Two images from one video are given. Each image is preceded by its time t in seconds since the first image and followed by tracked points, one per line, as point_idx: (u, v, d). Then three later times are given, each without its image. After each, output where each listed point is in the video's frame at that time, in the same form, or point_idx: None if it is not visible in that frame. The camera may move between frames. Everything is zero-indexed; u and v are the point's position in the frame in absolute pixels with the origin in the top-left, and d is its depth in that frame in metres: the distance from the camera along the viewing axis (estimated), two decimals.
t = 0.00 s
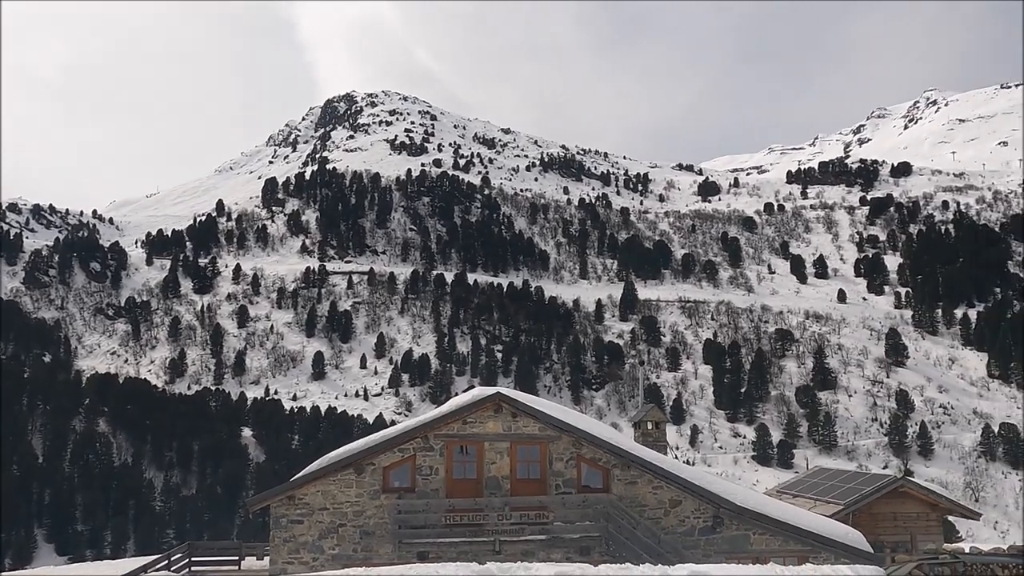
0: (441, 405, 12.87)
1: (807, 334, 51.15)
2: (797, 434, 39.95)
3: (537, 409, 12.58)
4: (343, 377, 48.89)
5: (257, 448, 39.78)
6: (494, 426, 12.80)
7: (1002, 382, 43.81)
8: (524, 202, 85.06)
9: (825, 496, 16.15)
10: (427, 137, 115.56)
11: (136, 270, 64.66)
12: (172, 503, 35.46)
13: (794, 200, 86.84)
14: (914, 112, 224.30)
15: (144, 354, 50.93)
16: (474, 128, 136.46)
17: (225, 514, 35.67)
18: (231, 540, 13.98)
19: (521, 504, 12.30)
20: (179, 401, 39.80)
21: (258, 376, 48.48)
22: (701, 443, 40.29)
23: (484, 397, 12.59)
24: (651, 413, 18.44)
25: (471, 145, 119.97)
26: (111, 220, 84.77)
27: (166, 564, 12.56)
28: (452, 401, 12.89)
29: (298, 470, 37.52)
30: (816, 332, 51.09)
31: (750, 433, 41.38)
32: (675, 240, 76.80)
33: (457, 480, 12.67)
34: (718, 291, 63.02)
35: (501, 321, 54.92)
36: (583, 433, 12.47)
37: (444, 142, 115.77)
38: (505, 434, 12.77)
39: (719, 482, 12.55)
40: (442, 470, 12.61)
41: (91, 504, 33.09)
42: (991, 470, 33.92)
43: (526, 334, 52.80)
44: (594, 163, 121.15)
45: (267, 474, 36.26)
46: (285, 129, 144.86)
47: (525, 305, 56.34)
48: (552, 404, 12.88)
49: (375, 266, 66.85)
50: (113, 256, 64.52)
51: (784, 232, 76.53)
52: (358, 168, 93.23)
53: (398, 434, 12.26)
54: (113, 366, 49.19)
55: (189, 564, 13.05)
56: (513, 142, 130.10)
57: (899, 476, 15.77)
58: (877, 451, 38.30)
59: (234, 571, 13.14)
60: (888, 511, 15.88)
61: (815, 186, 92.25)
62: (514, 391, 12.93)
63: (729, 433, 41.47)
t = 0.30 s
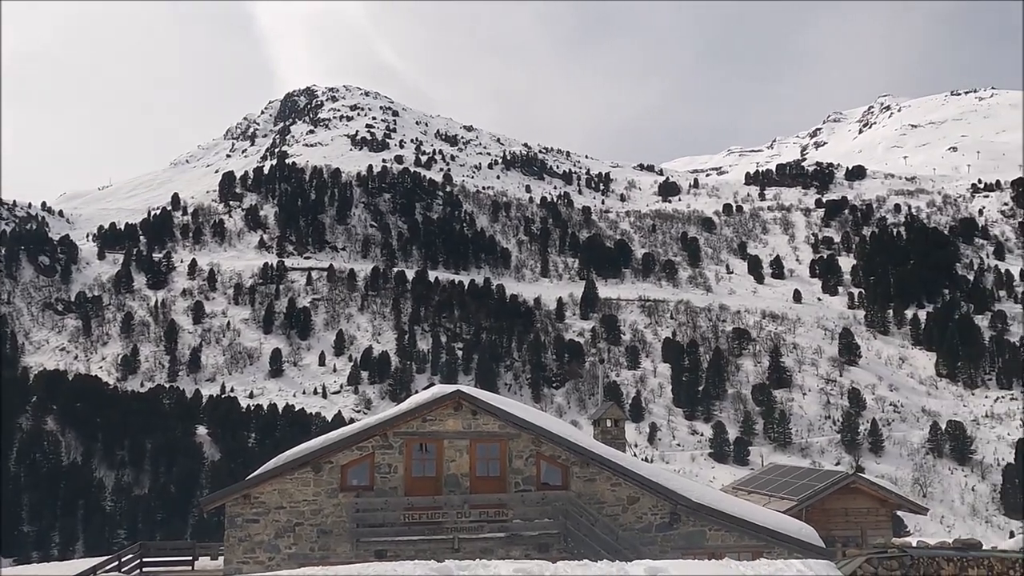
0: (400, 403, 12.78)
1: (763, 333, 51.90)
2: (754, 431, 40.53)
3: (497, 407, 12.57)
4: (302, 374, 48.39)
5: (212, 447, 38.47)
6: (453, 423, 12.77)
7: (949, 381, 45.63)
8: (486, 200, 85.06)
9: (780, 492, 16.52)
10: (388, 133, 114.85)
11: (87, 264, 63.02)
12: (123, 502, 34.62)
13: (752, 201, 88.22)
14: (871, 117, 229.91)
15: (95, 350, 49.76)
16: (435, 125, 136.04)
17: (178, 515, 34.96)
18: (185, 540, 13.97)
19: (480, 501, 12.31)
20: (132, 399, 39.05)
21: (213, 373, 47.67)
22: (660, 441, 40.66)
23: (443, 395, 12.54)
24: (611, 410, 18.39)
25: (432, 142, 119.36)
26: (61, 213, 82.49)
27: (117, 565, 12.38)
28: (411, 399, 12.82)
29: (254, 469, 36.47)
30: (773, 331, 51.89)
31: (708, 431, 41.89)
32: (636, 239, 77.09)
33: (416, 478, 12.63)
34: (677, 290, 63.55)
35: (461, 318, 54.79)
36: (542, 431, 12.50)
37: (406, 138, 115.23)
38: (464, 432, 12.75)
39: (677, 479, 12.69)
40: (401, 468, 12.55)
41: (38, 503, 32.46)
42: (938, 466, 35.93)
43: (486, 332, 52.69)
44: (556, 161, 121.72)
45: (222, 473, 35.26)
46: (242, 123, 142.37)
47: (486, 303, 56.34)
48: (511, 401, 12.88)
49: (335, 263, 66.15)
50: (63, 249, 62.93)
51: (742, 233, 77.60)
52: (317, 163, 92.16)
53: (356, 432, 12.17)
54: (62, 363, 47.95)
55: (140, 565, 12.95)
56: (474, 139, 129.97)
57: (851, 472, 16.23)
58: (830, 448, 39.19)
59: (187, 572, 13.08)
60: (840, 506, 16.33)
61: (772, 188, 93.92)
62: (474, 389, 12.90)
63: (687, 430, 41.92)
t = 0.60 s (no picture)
0: (358, 401, 12.71)
1: (719, 331, 52.67)
2: (709, 428, 41.20)
3: (455, 404, 12.57)
4: (258, 371, 47.78)
5: (165, 447, 37.50)
6: (411, 421, 12.71)
7: (897, 378, 47.01)
8: (447, 197, 85.00)
9: (734, 487, 16.87)
10: (348, 128, 113.99)
11: (34, 258, 61.22)
12: (71, 503, 33.39)
13: (710, 201, 89.49)
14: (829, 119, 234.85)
15: (42, 346, 48.45)
16: (396, 120, 135.25)
17: (130, 517, 33.99)
18: (135, 541, 13.79)
19: (438, 498, 12.31)
20: (81, 398, 37.80)
21: (167, 371, 46.74)
22: (618, 438, 41.00)
23: (401, 392, 12.49)
24: (569, 408, 18.25)
25: (394, 138, 118.58)
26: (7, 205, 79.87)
27: (64, 567, 12.18)
28: (369, 396, 12.75)
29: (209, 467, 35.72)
30: (728, 329, 52.69)
31: (664, 428, 42.40)
32: (596, 238, 77.50)
33: (374, 476, 12.57)
34: (635, 288, 64.15)
35: (421, 315, 54.59)
36: (501, 428, 12.54)
37: (366, 133, 114.36)
38: (423, 430, 12.73)
39: (634, 475, 12.85)
40: (359, 466, 12.48)
41: None
42: (886, 461, 36.98)
43: (446, 329, 52.54)
44: (518, 159, 122.05)
45: (175, 471, 34.25)
46: (199, 115, 139.50)
47: (446, 300, 56.23)
48: (470, 399, 12.87)
49: (292, 258, 65.43)
50: (8, 243, 61.08)
51: (699, 232, 78.66)
52: (276, 157, 90.89)
53: (313, 430, 12.06)
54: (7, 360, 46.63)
55: (88, 567, 12.77)
56: (436, 135, 129.50)
57: (802, 468, 16.70)
58: (783, 444, 40.04)
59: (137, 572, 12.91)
60: (791, 501, 16.75)
61: (729, 188, 95.40)
62: (432, 387, 12.88)
63: (644, 427, 42.35)
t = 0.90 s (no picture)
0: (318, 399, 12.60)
1: (682, 329, 53.21)
2: (671, 425, 41.67)
3: (416, 402, 12.52)
4: (217, 368, 47.05)
5: (120, 445, 36.87)
6: (373, 419, 12.65)
7: (853, 376, 48.13)
8: (411, 193, 84.68)
9: (694, 483, 17.17)
10: (312, 123, 112.77)
11: None
12: (21, 504, 32.07)
13: (673, 200, 90.34)
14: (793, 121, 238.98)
15: None
16: (360, 116, 134.20)
17: (83, 518, 33.01)
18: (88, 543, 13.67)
19: (398, 496, 12.25)
20: (32, 396, 36.40)
21: (123, 368, 45.79)
22: (581, 435, 41.16)
23: (362, 390, 12.42)
24: (531, 405, 18.64)
25: (358, 133, 117.64)
26: None
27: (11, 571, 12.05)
28: (330, 394, 12.65)
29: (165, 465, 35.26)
30: (691, 328, 53.27)
31: (627, 425, 42.70)
32: (560, 236, 77.66)
33: (334, 475, 12.49)
34: (599, 286, 64.49)
35: (385, 313, 54.24)
36: (462, 426, 12.51)
37: (329, 128, 113.25)
38: (384, 428, 12.66)
39: (596, 473, 12.92)
40: (319, 464, 12.39)
41: None
42: (842, 457, 37.71)
43: (409, 327, 52.29)
44: (483, 156, 121.94)
45: (130, 470, 33.60)
46: (157, 107, 136.51)
47: (410, 298, 55.95)
48: (431, 397, 12.85)
49: (253, 254, 64.53)
50: None
51: (663, 231, 79.34)
52: (237, 151, 89.48)
53: (271, 428, 11.93)
54: None
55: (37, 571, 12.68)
56: (401, 131, 128.73)
57: (761, 464, 17.05)
58: (743, 441, 40.64)
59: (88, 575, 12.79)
60: (749, 497, 17.08)
61: (693, 188, 96.48)
62: (394, 385, 12.82)
63: (607, 424, 42.58)
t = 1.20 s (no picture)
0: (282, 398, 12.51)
1: (650, 329, 53.57)
2: (639, 424, 41.97)
3: (381, 401, 12.48)
4: (181, 367, 46.42)
5: (82, 445, 36.41)
6: (337, 418, 12.59)
7: (817, 376, 48.88)
8: (381, 191, 84.27)
9: (658, 482, 17.38)
10: (280, 118, 111.60)
11: None
12: None
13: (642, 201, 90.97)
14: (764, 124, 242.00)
15: None
16: (329, 112, 133.21)
17: (40, 518, 31.73)
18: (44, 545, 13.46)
19: (362, 496, 12.21)
20: None
21: (84, 366, 44.97)
22: (549, 434, 41.26)
23: (327, 389, 12.35)
24: (497, 404, 18.63)
25: (328, 130, 116.68)
26: None
27: None
28: (294, 393, 12.56)
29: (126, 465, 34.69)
30: (659, 327, 53.65)
31: (596, 423, 42.89)
32: (530, 235, 77.75)
33: (297, 474, 12.40)
34: (569, 286, 64.70)
35: (354, 311, 53.93)
36: (427, 424, 12.49)
37: (299, 125, 112.23)
38: (348, 427, 12.60)
39: (561, 471, 12.97)
40: (282, 464, 12.29)
41: None
42: (806, 455, 38.30)
43: (378, 325, 52.00)
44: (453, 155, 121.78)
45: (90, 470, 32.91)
46: (122, 100, 134.07)
47: (379, 296, 55.66)
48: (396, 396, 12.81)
49: (219, 251, 63.78)
50: None
51: (632, 231, 79.81)
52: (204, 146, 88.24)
53: (234, 427, 11.82)
54: None
55: None
56: (371, 129, 128.06)
57: (724, 463, 17.28)
58: (709, 440, 41.08)
59: None
60: (712, 495, 17.32)
61: (662, 189, 97.24)
62: (359, 384, 12.76)
63: (576, 423, 42.73)
